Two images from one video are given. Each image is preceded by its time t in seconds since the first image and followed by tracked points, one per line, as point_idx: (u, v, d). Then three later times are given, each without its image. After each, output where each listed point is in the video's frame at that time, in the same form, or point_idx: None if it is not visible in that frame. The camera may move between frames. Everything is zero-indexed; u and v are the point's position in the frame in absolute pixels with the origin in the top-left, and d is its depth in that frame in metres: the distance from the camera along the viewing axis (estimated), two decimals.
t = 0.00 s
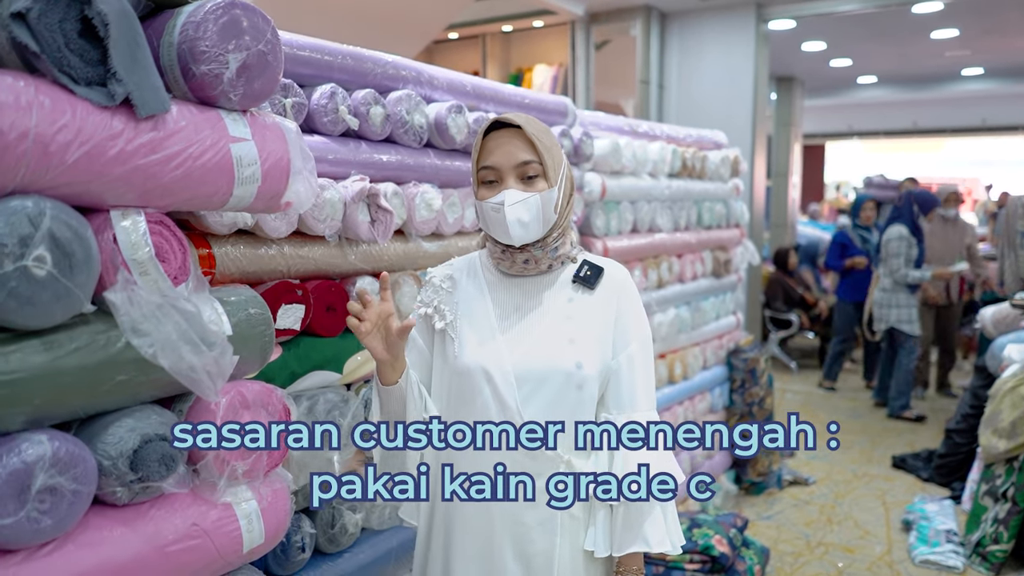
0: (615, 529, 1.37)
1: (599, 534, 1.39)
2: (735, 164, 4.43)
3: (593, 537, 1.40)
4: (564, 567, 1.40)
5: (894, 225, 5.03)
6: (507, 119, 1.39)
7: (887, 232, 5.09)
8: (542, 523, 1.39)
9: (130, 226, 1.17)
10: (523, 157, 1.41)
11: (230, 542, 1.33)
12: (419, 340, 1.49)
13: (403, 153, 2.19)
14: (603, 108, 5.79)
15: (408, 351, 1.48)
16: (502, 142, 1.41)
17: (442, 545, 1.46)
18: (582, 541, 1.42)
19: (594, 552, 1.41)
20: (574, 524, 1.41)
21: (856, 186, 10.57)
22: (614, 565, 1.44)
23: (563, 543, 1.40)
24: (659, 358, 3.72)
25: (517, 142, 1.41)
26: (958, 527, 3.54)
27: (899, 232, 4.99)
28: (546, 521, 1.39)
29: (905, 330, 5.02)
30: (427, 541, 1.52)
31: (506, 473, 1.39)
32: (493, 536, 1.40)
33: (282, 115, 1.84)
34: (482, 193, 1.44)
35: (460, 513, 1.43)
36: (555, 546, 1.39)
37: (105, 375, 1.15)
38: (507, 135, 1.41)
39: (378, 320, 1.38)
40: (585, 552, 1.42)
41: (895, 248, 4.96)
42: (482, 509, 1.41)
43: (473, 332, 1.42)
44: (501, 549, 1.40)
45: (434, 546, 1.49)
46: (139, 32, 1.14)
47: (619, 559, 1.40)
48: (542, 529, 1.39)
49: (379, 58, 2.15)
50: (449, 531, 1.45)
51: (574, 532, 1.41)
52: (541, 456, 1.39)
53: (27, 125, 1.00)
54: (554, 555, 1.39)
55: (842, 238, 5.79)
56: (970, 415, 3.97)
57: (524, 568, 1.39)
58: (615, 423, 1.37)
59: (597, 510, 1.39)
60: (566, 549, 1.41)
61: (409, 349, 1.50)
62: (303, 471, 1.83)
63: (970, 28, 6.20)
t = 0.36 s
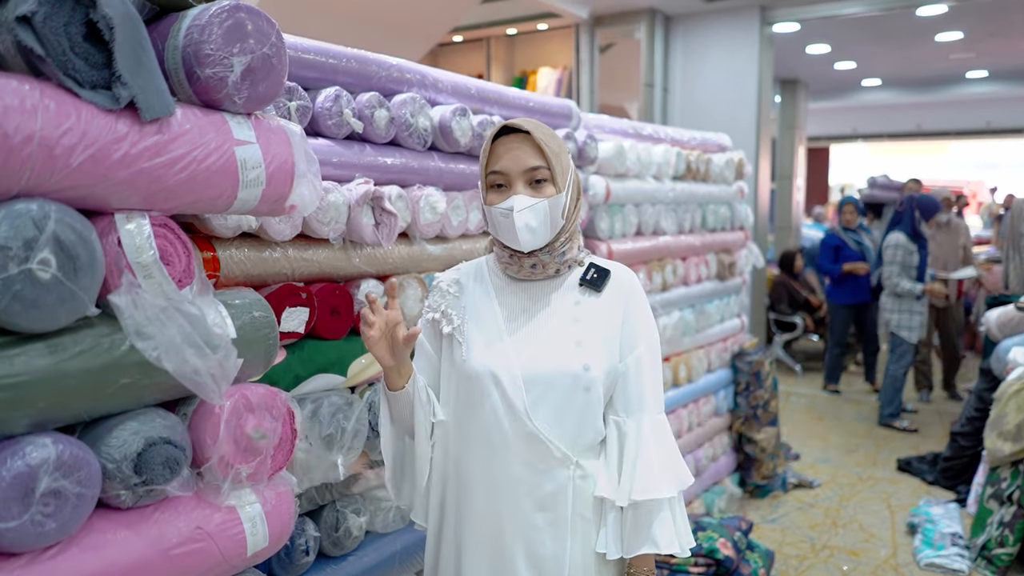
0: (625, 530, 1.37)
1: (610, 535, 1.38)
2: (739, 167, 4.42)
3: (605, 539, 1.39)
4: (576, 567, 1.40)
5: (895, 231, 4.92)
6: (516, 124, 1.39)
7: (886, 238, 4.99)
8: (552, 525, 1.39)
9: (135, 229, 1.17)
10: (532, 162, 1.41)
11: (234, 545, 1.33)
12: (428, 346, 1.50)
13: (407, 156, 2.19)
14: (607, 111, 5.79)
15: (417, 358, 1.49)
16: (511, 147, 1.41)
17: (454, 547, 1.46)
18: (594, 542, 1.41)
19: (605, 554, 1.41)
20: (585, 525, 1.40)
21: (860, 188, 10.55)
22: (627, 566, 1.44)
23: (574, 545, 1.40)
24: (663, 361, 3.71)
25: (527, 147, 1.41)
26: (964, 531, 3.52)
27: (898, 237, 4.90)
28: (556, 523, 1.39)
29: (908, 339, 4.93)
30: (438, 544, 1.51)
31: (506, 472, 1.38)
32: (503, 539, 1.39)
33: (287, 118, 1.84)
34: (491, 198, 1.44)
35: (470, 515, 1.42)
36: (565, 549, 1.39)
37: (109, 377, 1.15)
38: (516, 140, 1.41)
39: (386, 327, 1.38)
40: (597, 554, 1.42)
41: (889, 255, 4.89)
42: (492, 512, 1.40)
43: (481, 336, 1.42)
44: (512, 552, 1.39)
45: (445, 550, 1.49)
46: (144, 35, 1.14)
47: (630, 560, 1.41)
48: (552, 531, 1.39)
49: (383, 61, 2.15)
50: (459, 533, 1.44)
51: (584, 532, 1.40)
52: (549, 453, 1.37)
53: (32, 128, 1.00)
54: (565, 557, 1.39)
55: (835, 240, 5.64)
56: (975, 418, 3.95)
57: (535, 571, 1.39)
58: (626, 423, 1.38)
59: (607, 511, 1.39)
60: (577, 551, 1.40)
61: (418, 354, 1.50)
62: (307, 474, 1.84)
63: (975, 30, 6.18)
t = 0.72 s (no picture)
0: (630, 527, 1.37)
1: (614, 533, 1.38)
2: (738, 168, 4.41)
3: (610, 536, 1.39)
4: (581, 567, 1.40)
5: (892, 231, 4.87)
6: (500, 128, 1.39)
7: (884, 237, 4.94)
8: (561, 526, 1.38)
9: (129, 228, 1.17)
10: (516, 160, 1.40)
11: (228, 546, 1.32)
12: (431, 348, 1.49)
13: (404, 156, 2.18)
14: (606, 112, 5.78)
15: (420, 359, 1.48)
16: (495, 150, 1.42)
17: (458, 549, 1.45)
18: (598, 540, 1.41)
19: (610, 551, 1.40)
20: (589, 524, 1.40)
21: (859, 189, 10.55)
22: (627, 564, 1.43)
23: (581, 546, 1.40)
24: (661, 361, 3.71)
25: (510, 146, 1.41)
26: (961, 532, 3.52)
27: (896, 237, 4.84)
28: (564, 523, 1.38)
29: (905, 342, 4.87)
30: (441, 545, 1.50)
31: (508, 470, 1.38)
32: (509, 541, 1.38)
33: (284, 118, 1.84)
34: (486, 204, 1.43)
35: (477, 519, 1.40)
36: (574, 549, 1.38)
37: (103, 377, 1.14)
38: (498, 142, 1.42)
39: (396, 320, 1.37)
40: (602, 551, 1.41)
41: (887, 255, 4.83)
42: (499, 512, 1.39)
43: (487, 336, 1.41)
44: (519, 553, 1.38)
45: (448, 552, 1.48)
46: (139, 33, 1.13)
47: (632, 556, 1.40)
48: (560, 531, 1.38)
49: (381, 61, 2.15)
50: (465, 534, 1.43)
51: (588, 531, 1.40)
52: (556, 454, 1.37)
53: (25, 126, 0.99)
54: (573, 558, 1.39)
55: (823, 240, 5.66)
56: (973, 419, 3.95)
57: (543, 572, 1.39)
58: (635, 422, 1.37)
59: (613, 509, 1.39)
60: (583, 549, 1.40)
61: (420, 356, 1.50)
62: (303, 474, 1.83)
63: (973, 32, 6.18)
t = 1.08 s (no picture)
0: (625, 524, 1.37)
1: (607, 531, 1.39)
2: (736, 167, 4.42)
3: (603, 534, 1.40)
4: (575, 565, 1.39)
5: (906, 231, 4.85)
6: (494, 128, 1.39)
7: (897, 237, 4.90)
8: (554, 524, 1.38)
9: (123, 228, 1.16)
10: (511, 163, 1.40)
11: (223, 546, 1.32)
12: (428, 345, 1.48)
13: (401, 156, 2.18)
14: (604, 112, 5.79)
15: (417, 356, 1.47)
16: (491, 151, 1.41)
17: (454, 547, 1.45)
18: (592, 538, 1.41)
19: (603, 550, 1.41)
20: (583, 522, 1.40)
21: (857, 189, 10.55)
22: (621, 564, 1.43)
23: (575, 544, 1.39)
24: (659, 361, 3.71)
25: (506, 148, 1.40)
26: (959, 531, 3.52)
27: (910, 236, 4.81)
28: (557, 521, 1.38)
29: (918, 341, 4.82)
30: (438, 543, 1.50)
31: (512, 473, 1.38)
32: (504, 539, 1.39)
33: (279, 117, 1.83)
34: (479, 204, 1.43)
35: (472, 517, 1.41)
36: (567, 547, 1.38)
37: (97, 377, 1.14)
38: (494, 143, 1.41)
39: (392, 321, 1.38)
40: (594, 550, 1.42)
41: (903, 255, 4.78)
42: (495, 511, 1.39)
43: (481, 335, 1.41)
44: (514, 551, 1.38)
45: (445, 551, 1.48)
46: (133, 32, 1.13)
47: (626, 556, 1.40)
48: (553, 528, 1.38)
49: (377, 60, 2.14)
50: (463, 532, 1.43)
51: (582, 529, 1.40)
52: (553, 457, 1.36)
53: (18, 125, 0.99)
54: (567, 555, 1.38)
55: (813, 240, 5.63)
56: (971, 419, 3.95)
57: (538, 569, 1.39)
58: (636, 424, 1.36)
59: (606, 508, 1.39)
60: (577, 547, 1.39)
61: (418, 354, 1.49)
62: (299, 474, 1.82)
63: (971, 31, 6.19)
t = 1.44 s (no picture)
0: (621, 522, 1.36)
1: (604, 528, 1.38)
2: (739, 164, 4.41)
3: (599, 532, 1.39)
4: (568, 561, 1.39)
5: (927, 228, 4.75)
6: (496, 124, 1.38)
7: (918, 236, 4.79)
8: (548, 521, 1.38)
9: (125, 224, 1.16)
10: (512, 160, 1.40)
11: (226, 542, 1.32)
12: (428, 339, 1.49)
13: (403, 152, 2.18)
14: (607, 108, 5.78)
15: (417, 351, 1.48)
16: (492, 147, 1.41)
17: (453, 543, 1.46)
18: (588, 537, 1.40)
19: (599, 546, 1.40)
20: (579, 520, 1.39)
21: (860, 185, 10.53)
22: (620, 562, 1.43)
23: (569, 541, 1.39)
24: (662, 357, 3.70)
25: (507, 146, 1.40)
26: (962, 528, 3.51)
27: (932, 233, 4.74)
28: (551, 516, 1.38)
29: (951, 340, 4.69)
30: (440, 541, 1.51)
31: (512, 473, 1.38)
32: (498, 536, 1.39)
33: (281, 113, 1.83)
34: (480, 200, 1.44)
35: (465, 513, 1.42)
36: (561, 542, 1.38)
37: (99, 373, 1.14)
38: (495, 140, 1.41)
39: (385, 315, 1.38)
40: (591, 546, 1.41)
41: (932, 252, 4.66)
42: (489, 509, 1.39)
43: (479, 331, 1.41)
44: (508, 548, 1.38)
45: (445, 548, 1.49)
46: (134, 28, 1.13)
47: (626, 553, 1.40)
48: (547, 523, 1.38)
49: (379, 56, 2.14)
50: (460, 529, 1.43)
51: (578, 526, 1.39)
52: (553, 457, 1.37)
53: (19, 121, 0.99)
54: (560, 552, 1.38)
55: (818, 236, 5.64)
56: (975, 415, 3.95)
57: (532, 565, 1.38)
58: (636, 423, 1.35)
59: (602, 505, 1.38)
60: (571, 543, 1.39)
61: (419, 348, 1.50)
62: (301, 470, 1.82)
63: (975, 26, 6.16)
